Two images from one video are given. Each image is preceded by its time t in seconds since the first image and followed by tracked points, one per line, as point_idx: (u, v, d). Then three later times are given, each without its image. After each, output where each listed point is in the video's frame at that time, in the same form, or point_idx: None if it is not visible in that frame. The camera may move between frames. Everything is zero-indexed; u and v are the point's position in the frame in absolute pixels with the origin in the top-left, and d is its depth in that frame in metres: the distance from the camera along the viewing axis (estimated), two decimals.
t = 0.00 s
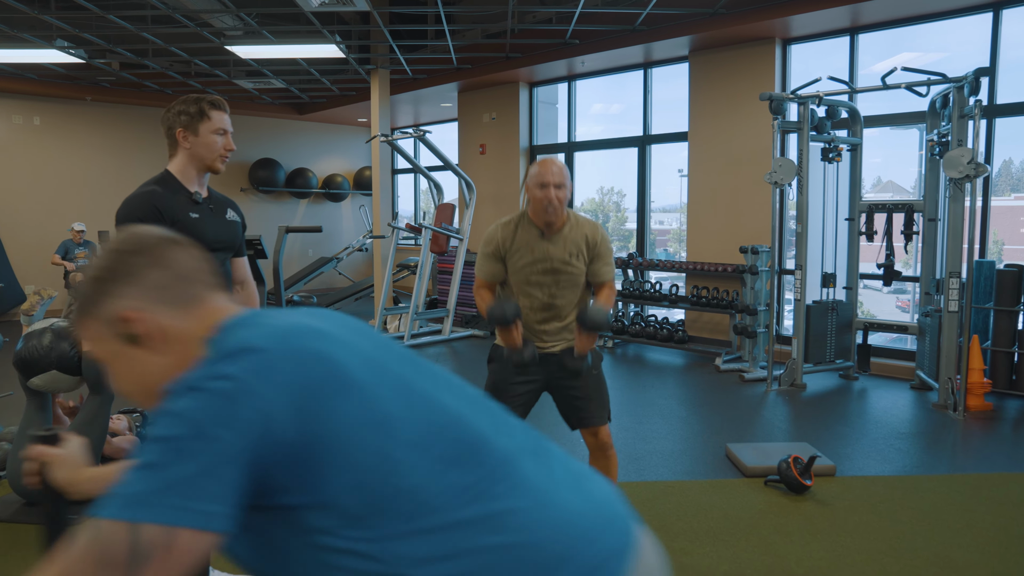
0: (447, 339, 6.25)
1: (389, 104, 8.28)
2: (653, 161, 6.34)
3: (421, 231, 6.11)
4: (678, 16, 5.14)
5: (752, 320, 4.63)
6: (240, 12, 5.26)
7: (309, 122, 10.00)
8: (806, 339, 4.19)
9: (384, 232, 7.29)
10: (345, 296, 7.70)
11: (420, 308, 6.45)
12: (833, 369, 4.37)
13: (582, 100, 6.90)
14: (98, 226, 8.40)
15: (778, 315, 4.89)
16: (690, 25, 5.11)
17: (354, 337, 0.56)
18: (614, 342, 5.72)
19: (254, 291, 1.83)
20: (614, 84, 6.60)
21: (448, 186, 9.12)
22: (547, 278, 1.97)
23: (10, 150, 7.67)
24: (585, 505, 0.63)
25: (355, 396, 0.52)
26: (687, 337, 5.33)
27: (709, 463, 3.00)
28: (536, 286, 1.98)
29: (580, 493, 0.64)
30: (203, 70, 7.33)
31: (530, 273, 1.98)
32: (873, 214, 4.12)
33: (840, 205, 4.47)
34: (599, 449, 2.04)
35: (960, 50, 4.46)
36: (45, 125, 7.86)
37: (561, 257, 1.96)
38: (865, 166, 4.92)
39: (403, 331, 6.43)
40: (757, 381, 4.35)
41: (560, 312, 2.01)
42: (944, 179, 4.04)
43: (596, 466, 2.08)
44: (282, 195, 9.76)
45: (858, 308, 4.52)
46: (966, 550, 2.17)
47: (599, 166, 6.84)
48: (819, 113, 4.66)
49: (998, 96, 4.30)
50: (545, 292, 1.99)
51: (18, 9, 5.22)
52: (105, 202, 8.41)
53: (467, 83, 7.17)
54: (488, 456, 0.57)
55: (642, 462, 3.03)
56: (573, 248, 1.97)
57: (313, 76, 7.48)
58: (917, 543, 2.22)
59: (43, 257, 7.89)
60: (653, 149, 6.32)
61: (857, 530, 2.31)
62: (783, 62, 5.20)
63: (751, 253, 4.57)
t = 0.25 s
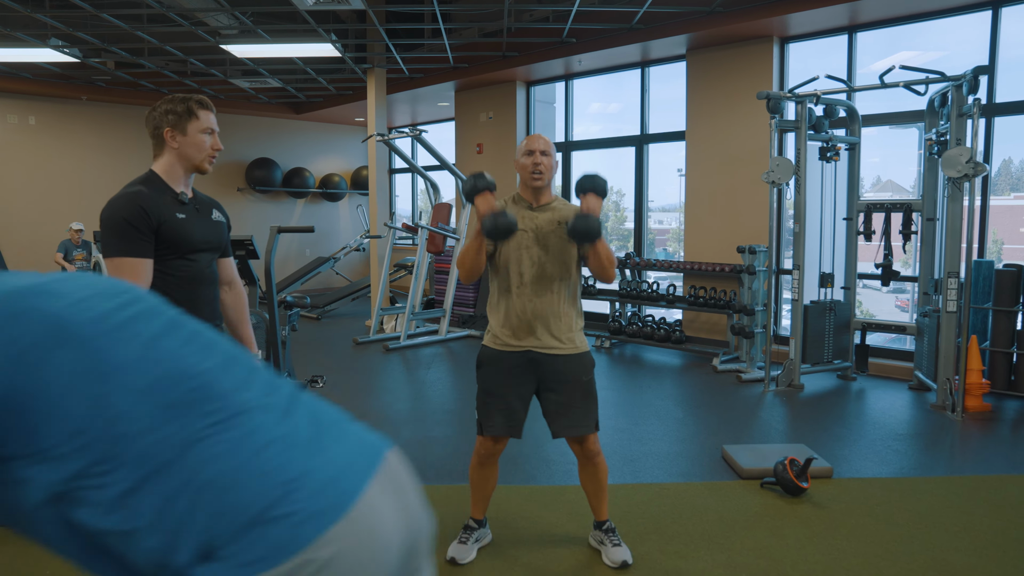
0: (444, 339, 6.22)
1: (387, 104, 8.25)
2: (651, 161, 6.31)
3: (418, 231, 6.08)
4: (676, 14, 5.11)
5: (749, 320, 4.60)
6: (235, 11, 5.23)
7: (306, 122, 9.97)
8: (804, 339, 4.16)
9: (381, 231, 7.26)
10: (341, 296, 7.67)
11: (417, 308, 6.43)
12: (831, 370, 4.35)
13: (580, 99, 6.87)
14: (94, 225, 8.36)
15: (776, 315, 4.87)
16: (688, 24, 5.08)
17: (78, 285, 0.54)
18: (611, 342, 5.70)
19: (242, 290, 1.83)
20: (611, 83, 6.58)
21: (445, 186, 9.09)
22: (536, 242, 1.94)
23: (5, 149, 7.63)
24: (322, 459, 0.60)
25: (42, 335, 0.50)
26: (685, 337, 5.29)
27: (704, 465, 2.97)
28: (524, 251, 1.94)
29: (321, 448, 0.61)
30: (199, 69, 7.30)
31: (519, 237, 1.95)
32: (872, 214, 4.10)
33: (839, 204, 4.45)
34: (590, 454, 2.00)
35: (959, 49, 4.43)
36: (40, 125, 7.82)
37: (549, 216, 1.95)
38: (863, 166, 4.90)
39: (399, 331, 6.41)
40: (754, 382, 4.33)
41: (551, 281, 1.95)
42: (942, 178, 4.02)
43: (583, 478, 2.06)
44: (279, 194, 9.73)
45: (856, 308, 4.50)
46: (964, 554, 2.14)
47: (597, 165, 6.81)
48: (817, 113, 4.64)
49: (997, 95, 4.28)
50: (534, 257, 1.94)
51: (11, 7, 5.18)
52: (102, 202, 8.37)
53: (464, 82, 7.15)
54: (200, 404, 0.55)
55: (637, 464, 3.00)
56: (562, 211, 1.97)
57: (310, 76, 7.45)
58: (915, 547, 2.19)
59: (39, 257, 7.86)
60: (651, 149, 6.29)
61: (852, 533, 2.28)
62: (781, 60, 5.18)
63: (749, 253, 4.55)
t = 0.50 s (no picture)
0: (442, 340, 6.20)
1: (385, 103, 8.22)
2: (650, 160, 6.29)
3: (416, 231, 6.06)
4: (676, 13, 5.09)
5: (748, 321, 4.58)
6: (233, 10, 5.20)
7: (305, 121, 9.94)
8: (803, 340, 4.14)
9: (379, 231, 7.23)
10: (340, 296, 7.65)
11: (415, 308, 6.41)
12: (831, 371, 4.33)
13: (579, 99, 6.85)
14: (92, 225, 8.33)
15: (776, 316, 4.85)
16: (687, 23, 5.06)
17: None
18: (610, 343, 5.68)
19: (234, 292, 1.81)
20: (610, 83, 6.55)
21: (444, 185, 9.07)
22: (531, 235, 1.94)
23: (3, 149, 7.61)
24: (105, 546, 0.43)
25: None
26: (684, 338, 5.27)
27: (703, 467, 2.95)
28: (521, 245, 1.93)
29: (114, 524, 0.43)
30: (196, 69, 7.27)
31: (515, 231, 1.94)
32: (872, 214, 4.08)
33: (838, 204, 4.44)
34: (589, 457, 1.98)
35: (960, 48, 4.41)
36: (38, 124, 7.80)
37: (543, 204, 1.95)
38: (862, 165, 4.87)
39: (397, 332, 6.39)
40: (753, 383, 4.31)
41: (549, 274, 1.93)
42: (943, 178, 4.00)
43: (581, 477, 2.03)
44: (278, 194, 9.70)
45: (856, 309, 4.48)
46: (966, 558, 2.11)
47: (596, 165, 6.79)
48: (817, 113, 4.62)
49: (997, 94, 4.26)
50: (531, 251, 1.93)
51: (7, 6, 5.16)
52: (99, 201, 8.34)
53: (463, 82, 7.12)
54: None
55: (636, 467, 2.98)
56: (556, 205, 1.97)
57: (308, 75, 7.43)
58: (917, 550, 2.17)
59: (36, 257, 7.83)
60: (650, 148, 6.27)
61: (854, 536, 2.26)
62: (781, 60, 5.16)
63: (748, 253, 4.53)
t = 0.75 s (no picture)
0: (442, 340, 6.18)
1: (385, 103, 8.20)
2: (651, 161, 6.27)
3: (416, 231, 6.04)
4: (677, 13, 5.07)
5: (750, 322, 4.57)
6: (232, 9, 5.17)
7: (304, 121, 9.92)
8: (805, 341, 4.13)
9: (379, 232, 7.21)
10: (339, 296, 7.63)
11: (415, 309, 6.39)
12: (832, 372, 4.31)
13: (580, 99, 6.83)
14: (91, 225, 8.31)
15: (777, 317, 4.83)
16: (689, 23, 5.05)
17: None
18: (611, 344, 5.66)
19: (234, 295, 1.79)
20: (611, 83, 6.53)
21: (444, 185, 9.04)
22: (536, 235, 1.92)
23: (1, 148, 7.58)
24: None
25: None
26: (685, 339, 5.25)
27: (705, 470, 2.93)
28: (526, 244, 1.92)
29: None
30: (196, 68, 7.25)
31: (519, 230, 1.92)
32: (874, 215, 4.06)
33: (841, 205, 4.42)
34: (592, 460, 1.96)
35: (962, 49, 4.40)
36: (37, 123, 7.78)
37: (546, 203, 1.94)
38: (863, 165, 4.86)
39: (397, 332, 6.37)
40: (754, 385, 4.30)
41: (553, 273, 1.91)
42: (945, 179, 3.98)
43: (583, 477, 2.01)
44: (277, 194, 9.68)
45: (858, 310, 4.47)
46: (970, 562, 2.09)
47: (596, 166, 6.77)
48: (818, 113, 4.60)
49: (1000, 95, 4.24)
50: (535, 250, 1.91)
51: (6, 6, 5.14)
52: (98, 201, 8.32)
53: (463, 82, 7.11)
54: None
55: (638, 469, 2.96)
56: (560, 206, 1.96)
57: (308, 75, 7.41)
58: (920, 555, 2.15)
59: (35, 256, 7.82)
60: (651, 149, 6.25)
61: (857, 541, 2.24)
62: (782, 60, 5.14)
63: (750, 254, 4.52)
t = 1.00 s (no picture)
0: (442, 340, 6.18)
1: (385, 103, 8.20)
2: (652, 161, 6.26)
3: (416, 232, 6.03)
4: (679, 14, 5.07)
5: (751, 323, 4.56)
6: (233, 9, 5.16)
7: (304, 121, 9.92)
8: (806, 342, 4.13)
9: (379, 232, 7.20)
10: (340, 296, 7.62)
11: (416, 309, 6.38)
12: (834, 373, 4.31)
13: (580, 99, 6.83)
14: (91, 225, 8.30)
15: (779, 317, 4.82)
16: (690, 23, 5.04)
17: None
18: (611, 344, 5.65)
19: (239, 297, 1.79)
20: (612, 83, 6.53)
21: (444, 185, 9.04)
22: (540, 237, 1.92)
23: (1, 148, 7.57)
24: None
25: None
26: (686, 340, 5.24)
27: (708, 471, 2.93)
28: (530, 246, 1.91)
29: None
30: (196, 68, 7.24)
31: (523, 233, 1.92)
32: (876, 215, 4.06)
33: (843, 205, 4.41)
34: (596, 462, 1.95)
35: (964, 49, 4.39)
36: (37, 123, 7.77)
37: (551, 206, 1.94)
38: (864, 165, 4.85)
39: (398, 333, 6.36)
40: (756, 386, 4.29)
41: (557, 276, 1.91)
42: (947, 180, 3.98)
43: (585, 479, 2.01)
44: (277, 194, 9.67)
45: (860, 310, 4.46)
46: (974, 565, 2.09)
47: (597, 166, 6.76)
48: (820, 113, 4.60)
49: (1002, 95, 4.23)
50: (539, 253, 1.90)
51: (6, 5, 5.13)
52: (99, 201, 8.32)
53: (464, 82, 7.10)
54: None
55: (640, 470, 2.96)
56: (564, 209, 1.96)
57: (308, 75, 7.40)
58: (925, 558, 2.14)
59: (34, 256, 7.81)
60: (652, 149, 6.24)
61: (861, 543, 2.23)
62: (783, 60, 5.14)
63: (751, 255, 4.52)
